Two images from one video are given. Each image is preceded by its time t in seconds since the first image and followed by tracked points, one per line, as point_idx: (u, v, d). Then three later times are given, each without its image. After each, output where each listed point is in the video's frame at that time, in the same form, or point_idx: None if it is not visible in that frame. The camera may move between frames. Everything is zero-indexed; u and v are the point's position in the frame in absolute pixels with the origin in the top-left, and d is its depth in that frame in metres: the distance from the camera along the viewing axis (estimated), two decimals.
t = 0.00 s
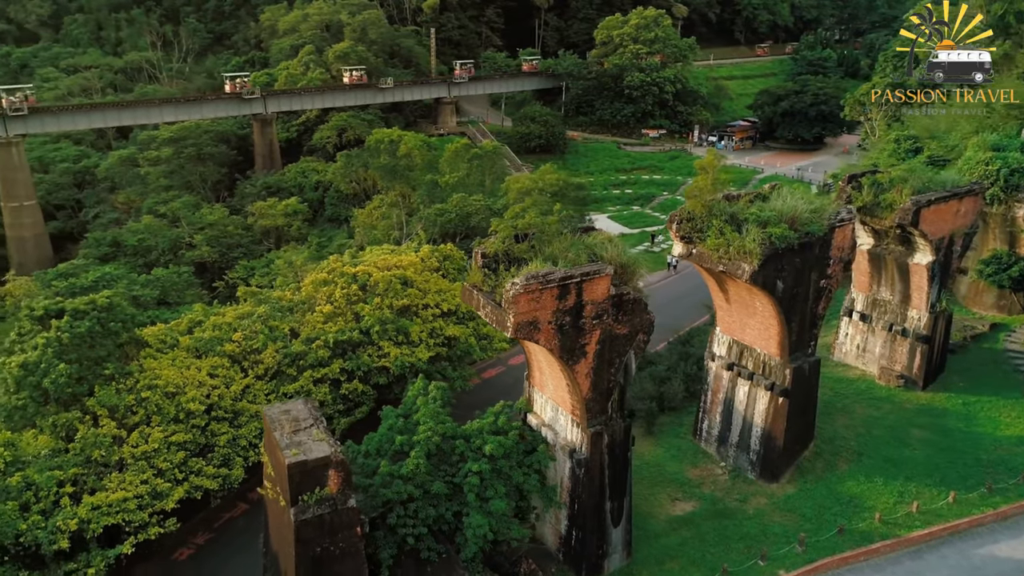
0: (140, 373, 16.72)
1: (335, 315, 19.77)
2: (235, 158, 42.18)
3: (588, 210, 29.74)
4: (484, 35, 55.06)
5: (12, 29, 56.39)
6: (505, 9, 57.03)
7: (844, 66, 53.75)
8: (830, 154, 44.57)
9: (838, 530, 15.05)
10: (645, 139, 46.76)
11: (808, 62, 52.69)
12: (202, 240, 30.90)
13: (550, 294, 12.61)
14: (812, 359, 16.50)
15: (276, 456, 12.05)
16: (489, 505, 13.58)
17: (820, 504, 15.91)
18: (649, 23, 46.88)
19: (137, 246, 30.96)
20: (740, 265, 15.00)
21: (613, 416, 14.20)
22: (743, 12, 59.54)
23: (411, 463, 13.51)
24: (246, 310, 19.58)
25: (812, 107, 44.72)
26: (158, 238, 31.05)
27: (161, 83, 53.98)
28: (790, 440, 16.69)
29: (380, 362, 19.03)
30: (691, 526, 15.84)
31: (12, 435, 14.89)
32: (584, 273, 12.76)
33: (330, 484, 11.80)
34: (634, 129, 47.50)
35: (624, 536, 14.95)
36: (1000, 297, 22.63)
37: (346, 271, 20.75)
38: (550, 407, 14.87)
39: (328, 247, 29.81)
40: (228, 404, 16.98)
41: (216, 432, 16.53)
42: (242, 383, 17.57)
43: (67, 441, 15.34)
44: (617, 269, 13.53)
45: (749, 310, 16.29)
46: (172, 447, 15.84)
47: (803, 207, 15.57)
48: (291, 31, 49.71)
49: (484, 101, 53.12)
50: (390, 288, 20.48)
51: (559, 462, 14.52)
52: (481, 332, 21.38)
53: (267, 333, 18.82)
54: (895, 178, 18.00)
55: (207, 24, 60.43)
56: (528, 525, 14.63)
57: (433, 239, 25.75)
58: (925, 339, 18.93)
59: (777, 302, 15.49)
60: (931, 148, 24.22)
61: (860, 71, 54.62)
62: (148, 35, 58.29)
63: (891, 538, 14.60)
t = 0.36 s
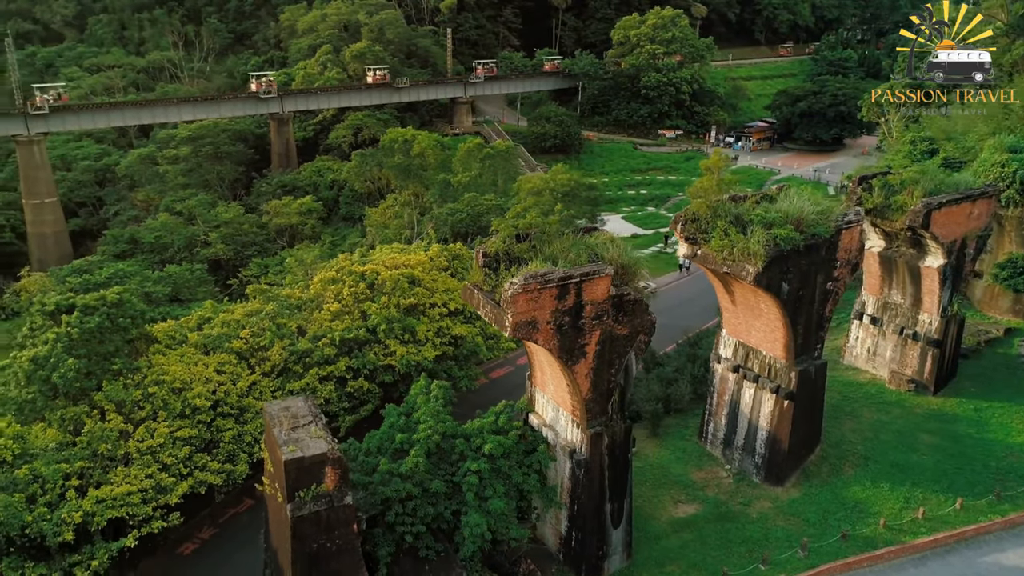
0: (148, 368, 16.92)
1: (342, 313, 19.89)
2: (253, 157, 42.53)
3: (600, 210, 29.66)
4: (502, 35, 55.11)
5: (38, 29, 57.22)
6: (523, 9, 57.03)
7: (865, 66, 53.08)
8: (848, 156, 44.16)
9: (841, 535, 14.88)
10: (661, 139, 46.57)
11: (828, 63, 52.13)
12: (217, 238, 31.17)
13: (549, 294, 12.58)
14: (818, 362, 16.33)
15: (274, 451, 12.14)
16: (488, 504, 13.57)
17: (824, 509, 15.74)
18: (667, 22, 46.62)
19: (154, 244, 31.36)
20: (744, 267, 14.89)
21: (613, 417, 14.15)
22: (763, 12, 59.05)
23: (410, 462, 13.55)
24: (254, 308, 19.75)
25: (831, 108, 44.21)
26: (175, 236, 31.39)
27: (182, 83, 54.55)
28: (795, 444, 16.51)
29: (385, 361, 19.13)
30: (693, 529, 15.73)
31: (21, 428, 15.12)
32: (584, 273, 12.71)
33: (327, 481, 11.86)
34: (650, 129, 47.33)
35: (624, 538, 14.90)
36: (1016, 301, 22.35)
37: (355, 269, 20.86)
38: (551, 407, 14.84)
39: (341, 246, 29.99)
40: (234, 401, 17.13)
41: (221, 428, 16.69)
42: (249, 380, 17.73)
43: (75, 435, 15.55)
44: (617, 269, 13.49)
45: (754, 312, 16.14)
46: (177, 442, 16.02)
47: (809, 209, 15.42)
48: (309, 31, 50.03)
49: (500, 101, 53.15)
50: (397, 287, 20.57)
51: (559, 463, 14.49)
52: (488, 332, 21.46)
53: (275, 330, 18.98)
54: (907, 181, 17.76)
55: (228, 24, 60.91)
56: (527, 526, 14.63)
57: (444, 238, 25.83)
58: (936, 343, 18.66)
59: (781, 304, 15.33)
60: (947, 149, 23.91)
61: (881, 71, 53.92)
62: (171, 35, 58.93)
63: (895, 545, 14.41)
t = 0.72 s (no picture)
0: (156, 363, 17.12)
1: (350, 311, 20.00)
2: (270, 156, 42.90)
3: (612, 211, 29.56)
4: (520, 35, 55.15)
5: (64, 29, 58.04)
6: (541, 9, 57.00)
7: (887, 67, 52.46)
8: (867, 157, 43.74)
9: (845, 540, 14.71)
10: (678, 140, 46.38)
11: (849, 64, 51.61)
12: (232, 235, 31.45)
13: (547, 293, 12.54)
14: (824, 366, 16.16)
15: (272, 447, 12.22)
16: (486, 503, 13.56)
17: (829, 514, 15.57)
18: (685, 22, 46.39)
19: (171, 241, 31.74)
20: (748, 268, 14.77)
21: (613, 418, 14.09)
22: (784, 12, 58.60)
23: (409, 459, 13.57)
24: (263, 305, 19.91)
25: (850, 109, 43.74)
26: (191, 233, 31.73)
27: (203, 82, 55.15)
28: (800, 448, 16.33)
29: (391, 359, 19.22)
30: (695, 532, 15.61)
31: (30, 421, 15.34)
32: (583, 273, 12.66)
33: (324, 478, 11.91)
34: (667, 129, 47.15)
35: (624, 539, 14.85)
36: None
37: (363, 267, 20.97)
38: (552, 407, 14.84)
39: (354, 245, 30.17)
40: (239, 397, 17.28)
41: (227, 424, 16.84)
42: (255, 376, 17.87)
43: (82, 428, 15.76)
44: (617, 270, 13.44)
45: (759, 314, 15.99)
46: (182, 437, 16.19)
47: (816, 211, 15.26)
48: (328, 31, 50.36)
49: (517, 101, 53.17)
50: (404, 285, 20.64)
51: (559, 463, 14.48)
52: (495, 332, 21.51)
53: (282, 328, 19.13)
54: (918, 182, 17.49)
55: (249, 24, 61.46)
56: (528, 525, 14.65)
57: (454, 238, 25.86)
58: (947, 348, 18.39)
59: (786, 306, 15.18)
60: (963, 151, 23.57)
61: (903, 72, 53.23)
62: (192, 35, 59.58)
63: (900, 551, 14.23)
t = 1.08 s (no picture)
0: (164, 359, 17.30)
1: (356, 309, 20.11)
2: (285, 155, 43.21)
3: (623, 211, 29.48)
4: (537, 35, 55.17)
5: (87, 29, 58.73)
6: (559, 9, 56.96)
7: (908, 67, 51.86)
8: (885, 159, 43.25)
9: (847, 545, 14.56)
10: (693, 140, 46.14)
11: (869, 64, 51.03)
12: (246, 234, 31.69)
13: (546, 293, 12.51)
14: (829, 369, 15.99)
15: (270, 443, 12.28)
16: (484, 502, 13.55)
17: (832, 518, 15.41)
18: (702, 22, 46.17)
19: (186, 238, 32.08)
20: (751, 269, 14.63)
21: (613, 418, 14.05)
22: (803, 12, 58.14)
23: (408, 457, 13.61)
24: (271, 302, 20.05)
25: (869, 109, 43.24)
26: (205, 231, 32.01)
27: (223, 82, 55.65)
28: (804, 451, 16.17)
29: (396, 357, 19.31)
30: (697, 534, 15.51)
31: (39, 415, 15.57)
32: (581, 273, 12.61)
33: (320, 474, 11.96)
34: (682, 130, 46.95)
35: (624, 540, 14.80)
36: None
37: (371, 266, 21.06)
38: (553, 407, 14.83)
39: (365, 244, 30.31)
40: (245, 394, 17.43)
41: (232, 420, 16.99)
42: (262, 373, 18.01)
43: (89, 422, 15.96)
44: (618, 270, 13.41)
45: (764, 316, 15.85)
46: (187, 432, 16.36)
47: (822, 212, 15.10)
48: (345, 31, 50.65)
49: (533, 101, 53.17)
50: (411, 284, 20.71)
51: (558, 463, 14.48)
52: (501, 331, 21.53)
53: (289, 325, 19.26)
54: (929, 184, 17.23)
55: (268, 23, 61.93)
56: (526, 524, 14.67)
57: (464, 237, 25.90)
58: (958, 352, 18.13)
59: (790, 308, 15.04)
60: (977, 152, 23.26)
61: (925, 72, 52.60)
62: (212, 35, 60.09)
63: (904, 558, 13.95)
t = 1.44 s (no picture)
0: (171, 354, 17.50)
1: (364, 307, 20.23)
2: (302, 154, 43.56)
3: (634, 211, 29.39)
4: (554, 35, 55.16)
5: (111, 29, 59.47)
6: (577, 9, 56.90)
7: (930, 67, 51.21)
8: (905, 160, 42.72)
9: (850, 550, 14.40)
10: (710, 140, 45.91)
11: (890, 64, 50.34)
12: (261, 231, 31.97)
13: (544, 292, 12.49)
14: (835, 372, 15.83)
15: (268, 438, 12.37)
16: (482, 500, 13.54)
17: (836, 522, 15.25)
18: (720, 22, 45.95)
19: (202, 236, 32.44)
20: (755, 270, 14.50)
21: (612, 418, 14.01)
22: (824, 11, 57.61)
23: (407, 454, 13.66)
24: (280, 299, 20.22)
25: (889, 110, 42.67)
26: (221, 229, 32.33)
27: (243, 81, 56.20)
28: (809, 454, 16.01)
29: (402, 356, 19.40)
30: (698, 536, 15.42)
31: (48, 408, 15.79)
32: (581, 273, 12.58)
33: (317, 470, 12.00)
34: (699, 130, 46.68)
35: (624, 541, 14.76)
36: None
37: (379, 264, 21.17)
38: (554, 407, 14.81)
39: (378, 242, 30.46)
40: (250, 390, 17.60)
41: (237, 415, 17.15)
42: (268, 370, 18.17)
43: (97, 416, 16.18)
44: (619, 270, 13.39)
45: (770, 317, 15.70)
46: (193, 427, 16.53)
47: (828, 213, 14.95)
48: (364, 31, 50.96)
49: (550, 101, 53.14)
50: (418, 282, 20.79)
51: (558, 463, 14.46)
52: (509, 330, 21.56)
53: (296, 322, 19.40)
54: (940, 185, 16.97)
55: (289, 23, 62.46)
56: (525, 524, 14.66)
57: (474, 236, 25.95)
58: (969, 356, 17.86)
59: (795, 309, 14.90)
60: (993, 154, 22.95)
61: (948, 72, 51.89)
62: (233, 34, 60.66)
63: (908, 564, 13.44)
